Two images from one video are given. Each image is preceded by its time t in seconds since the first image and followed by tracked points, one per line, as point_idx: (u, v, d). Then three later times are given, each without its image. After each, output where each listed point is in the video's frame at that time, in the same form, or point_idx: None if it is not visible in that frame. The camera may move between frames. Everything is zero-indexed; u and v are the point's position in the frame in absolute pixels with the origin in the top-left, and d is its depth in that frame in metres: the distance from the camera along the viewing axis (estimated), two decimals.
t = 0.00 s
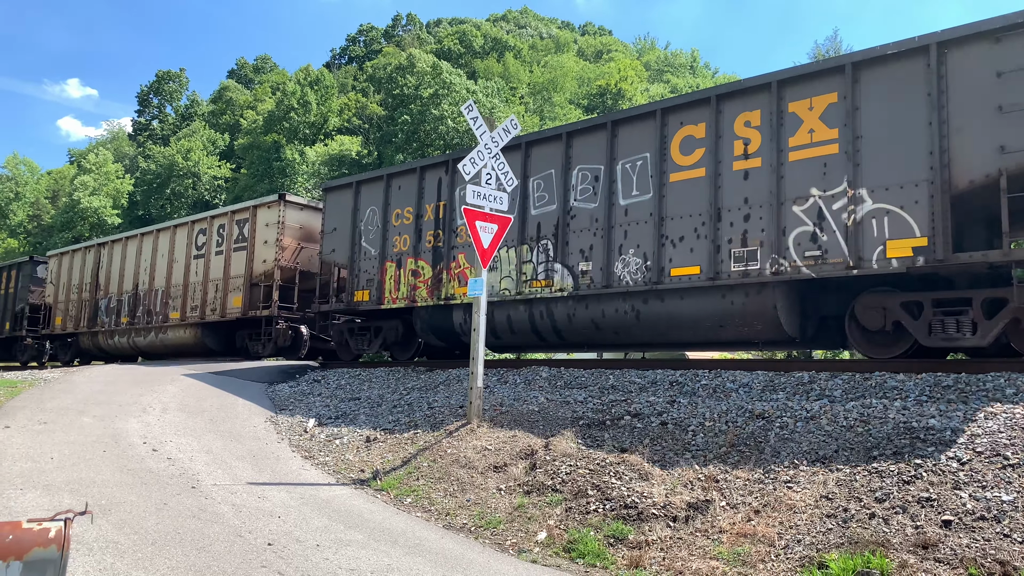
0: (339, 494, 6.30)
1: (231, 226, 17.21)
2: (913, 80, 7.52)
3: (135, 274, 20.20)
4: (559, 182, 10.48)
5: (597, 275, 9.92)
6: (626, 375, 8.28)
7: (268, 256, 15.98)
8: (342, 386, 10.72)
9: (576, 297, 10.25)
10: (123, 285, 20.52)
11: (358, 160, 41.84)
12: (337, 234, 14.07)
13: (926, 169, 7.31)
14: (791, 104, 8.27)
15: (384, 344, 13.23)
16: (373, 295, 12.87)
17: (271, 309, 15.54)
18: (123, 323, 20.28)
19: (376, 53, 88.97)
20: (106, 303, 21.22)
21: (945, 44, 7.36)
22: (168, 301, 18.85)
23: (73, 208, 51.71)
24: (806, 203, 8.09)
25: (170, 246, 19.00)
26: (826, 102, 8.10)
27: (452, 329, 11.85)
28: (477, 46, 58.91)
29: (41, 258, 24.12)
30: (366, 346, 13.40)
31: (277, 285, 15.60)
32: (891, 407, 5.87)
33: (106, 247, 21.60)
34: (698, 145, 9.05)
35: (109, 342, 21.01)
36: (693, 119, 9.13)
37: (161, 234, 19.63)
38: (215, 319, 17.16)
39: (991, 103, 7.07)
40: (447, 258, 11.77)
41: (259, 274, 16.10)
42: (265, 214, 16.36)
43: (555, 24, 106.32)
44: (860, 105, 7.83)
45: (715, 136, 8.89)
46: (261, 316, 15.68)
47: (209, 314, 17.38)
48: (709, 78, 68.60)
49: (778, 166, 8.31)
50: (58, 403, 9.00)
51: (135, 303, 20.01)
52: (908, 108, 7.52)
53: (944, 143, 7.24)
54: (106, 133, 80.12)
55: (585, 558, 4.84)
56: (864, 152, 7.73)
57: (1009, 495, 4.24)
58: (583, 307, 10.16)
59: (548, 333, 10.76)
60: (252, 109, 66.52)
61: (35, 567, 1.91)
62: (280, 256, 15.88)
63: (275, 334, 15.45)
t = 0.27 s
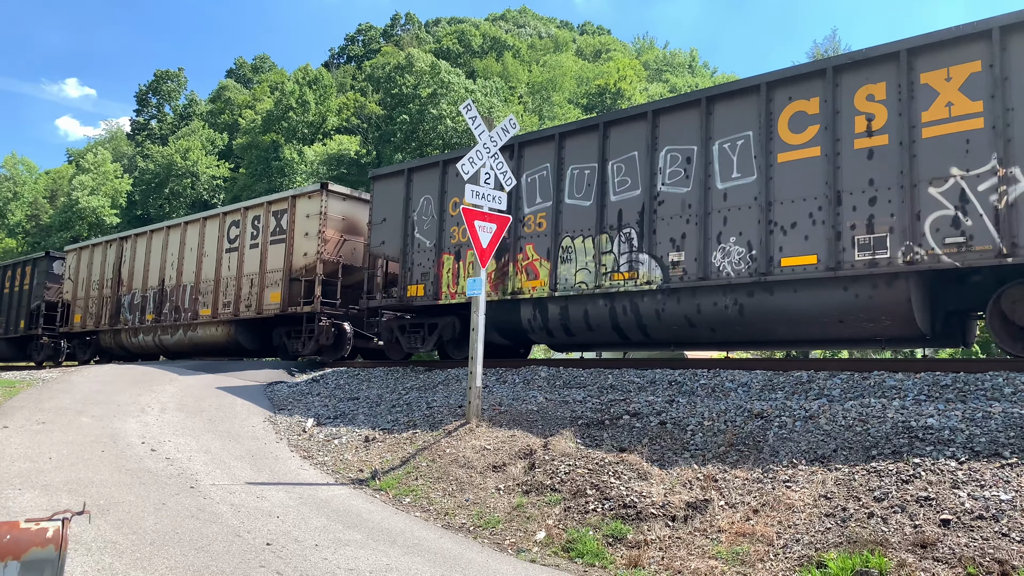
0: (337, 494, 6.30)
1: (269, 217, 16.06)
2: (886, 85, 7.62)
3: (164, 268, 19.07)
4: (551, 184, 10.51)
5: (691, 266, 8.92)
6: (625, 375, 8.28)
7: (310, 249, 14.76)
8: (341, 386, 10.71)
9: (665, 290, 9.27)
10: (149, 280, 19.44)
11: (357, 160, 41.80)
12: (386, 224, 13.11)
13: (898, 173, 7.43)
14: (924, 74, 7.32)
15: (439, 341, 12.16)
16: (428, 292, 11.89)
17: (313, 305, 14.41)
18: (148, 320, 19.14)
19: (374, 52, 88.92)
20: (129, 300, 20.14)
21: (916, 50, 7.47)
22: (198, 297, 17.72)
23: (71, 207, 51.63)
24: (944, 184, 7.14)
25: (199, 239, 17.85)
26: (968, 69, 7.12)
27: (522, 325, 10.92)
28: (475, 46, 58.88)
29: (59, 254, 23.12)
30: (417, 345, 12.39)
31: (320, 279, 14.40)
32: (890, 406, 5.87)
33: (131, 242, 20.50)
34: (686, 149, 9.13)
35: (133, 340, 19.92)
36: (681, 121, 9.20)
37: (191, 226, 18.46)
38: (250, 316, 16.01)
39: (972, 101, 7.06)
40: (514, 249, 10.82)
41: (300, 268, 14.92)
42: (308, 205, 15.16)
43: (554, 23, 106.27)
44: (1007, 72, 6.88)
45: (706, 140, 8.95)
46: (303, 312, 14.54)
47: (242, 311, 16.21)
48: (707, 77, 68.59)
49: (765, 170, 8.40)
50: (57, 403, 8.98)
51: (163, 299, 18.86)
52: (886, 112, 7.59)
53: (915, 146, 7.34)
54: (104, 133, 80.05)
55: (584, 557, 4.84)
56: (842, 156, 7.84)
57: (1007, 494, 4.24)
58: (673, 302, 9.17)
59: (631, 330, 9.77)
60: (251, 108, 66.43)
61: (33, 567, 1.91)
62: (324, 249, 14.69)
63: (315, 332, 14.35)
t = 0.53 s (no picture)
0: (335, 494, 6.29)
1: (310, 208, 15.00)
2: (872, 85, 7.65)
3: (191, 262, 17.97)
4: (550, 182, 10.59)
5: (804, 255, 8.00)
6: (622, 374, 8.28)
7: (358, 241, 13.80)
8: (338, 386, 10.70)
9: (773, 282, 8.34)
10: (176, 275, 18.36)
11: (355, 159, 41.75)
12: (443, 214, 12.25)
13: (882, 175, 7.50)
14: None
15: (502, 339, 11.39)
16: (492, 285, 11.13)
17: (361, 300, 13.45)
18: (174, 318, 18.09)
19: (372, 52, 88.85)
20: (154, 297, 19.15)
21: (902, 51, 7.48)
22: (231, 292, 16.61)
23: (68, 206, 51.53)
24: None
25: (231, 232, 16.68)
26: None
27: (601, 321, 9.97)
28: (474, 45, 58.85)
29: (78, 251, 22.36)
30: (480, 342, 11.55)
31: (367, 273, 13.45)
32: (887, 406, 5.88)
33: (156, 237, 19.38)
34: (678, 148, 9.23)
35: (161, 339, 18.95)
36: (673, 120, 9.31)
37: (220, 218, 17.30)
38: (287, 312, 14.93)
39: (962, 101, 7.03)
40: (590, 238, 9.97)
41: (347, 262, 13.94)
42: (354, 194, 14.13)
43: (552, 23, 106.24)
44: None
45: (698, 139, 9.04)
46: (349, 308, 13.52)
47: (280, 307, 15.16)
48: (705, 77, 68.62)
49: (753, 170, 8.48)
50: (54, 402, 8.97)
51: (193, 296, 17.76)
52: (877, 112, 7.59)
53: (901, 148, 7.39)
54: (101, 132, 79.90)
55: (582, 557, 4.84)
56: (829, 156, 7.90)
57: (1004, 493, 4.25)
58: (784, 294, 8.23)
59: (730, 326, 8.81)
60: (248, 107, 66.35)
61: (29, 566, 1.90)
62: (370, 241, 13.72)
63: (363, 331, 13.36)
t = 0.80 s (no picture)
0: (331, 493, 6.28)
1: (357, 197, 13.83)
2: (858, 88, 8.13)
3: (218, 254, 16.76)
4: (560, 177, 10.86)
5: (943, 241, 7.43)
6: (619, 374, 8.29)
7: (409, 231, 12.69)
8: (335, 385, 10.69)
9: (905, 272, 7.73)
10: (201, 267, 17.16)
11: (352, 158, 41.67)
12: (510, 202, 11.52)
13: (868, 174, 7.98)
14: None
15: (572, 337, 10.71)
16: (565, 278, 10.56)
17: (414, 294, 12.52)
18: (202, 314, 16.94)
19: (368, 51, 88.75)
20: (178, 292, 17.91)
21: (887, 55, 7.95)
22: (265, 287, 15.41)
23: (63, 205, 51.33)
24: None
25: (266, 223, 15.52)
26: None
27: (693, 315, 9.36)
28: (470, 45, 58.85)
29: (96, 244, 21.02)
30: (547, 341, 10.89)
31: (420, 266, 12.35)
32: (883, 405, 5.90)
33: (181, 229, 18.08)
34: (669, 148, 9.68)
35: (187, 336, 17.72)
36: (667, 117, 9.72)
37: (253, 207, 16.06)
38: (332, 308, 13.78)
39: (945, 102, 7.52)
40: (681, 225, 9.39)
41: (397, 254, 12.86)
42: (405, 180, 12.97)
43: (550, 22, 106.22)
44: None
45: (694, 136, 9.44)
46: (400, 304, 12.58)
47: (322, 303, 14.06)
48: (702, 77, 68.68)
49: (744, 169, 8.93)
50: (49, 401, 8.93)
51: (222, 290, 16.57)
52: (861, 113, 8.09)
53: (887, 149, 7.85)
54: (97, 131, 79.65)
55: (578, 556, 4.84)
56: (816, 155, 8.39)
57: (999, 492, 4.27)
58: (918, 285, 7.62)
59: (852, 322, 8.19)
60: (244, 106, 66.21)
61: (24, 566, 1.89)
62: (423, 231, 12.58)
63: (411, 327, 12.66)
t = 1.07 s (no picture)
0: (328, 493, 6.27)
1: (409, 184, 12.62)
2: (845, 90, 7.92)
3: (252, 245, 15.53)
4: (612, 165, 9.95)
5: None
6: (616, 373, 8.29)
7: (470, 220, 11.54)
8: (332, 384, 10.67)
9: None
10: (234, 259, 15.94)
11: (349, 157, 41.62)
12: (582, 187, 10.36)
13: (855, 178, 7.76)
14: None
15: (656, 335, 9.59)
16: (652, 270, 9.33)
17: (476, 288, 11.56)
18: (234, 310, 15.74)
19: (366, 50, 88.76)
20: (207, 287, 16.73)
21: (874, 57, 7.73)
22: (307, 280, 14.14)
23: (60, 203, 51.21)
24: None
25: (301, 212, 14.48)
26: None
27: (809, 313, 8.22)
28: (468, 44, 58.86)
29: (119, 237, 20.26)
30: (627, 339, 9.70)
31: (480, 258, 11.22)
32: (880, 405, 5.91)
33: (212, 220, 16.89)
34: (652, 153, 9.57)
35: (218, 333, 16.59)
36: (648, 123, 9.64)
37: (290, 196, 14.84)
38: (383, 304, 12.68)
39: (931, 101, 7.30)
40: (793, 211, 8.15)
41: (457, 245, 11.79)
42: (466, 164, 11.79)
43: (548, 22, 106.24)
44: None
45: (693, 139, 9.18)
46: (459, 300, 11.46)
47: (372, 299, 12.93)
48: (699, 77, 68.73)
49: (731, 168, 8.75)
50: (45, 400, 8.91)
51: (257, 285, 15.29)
52: (847, 115, 7.88)
53: (873, 151, 7.65)
54: (93, 129, 79.49)
55: (575, 556, 4.84)
56: (803, 154, 8.19)
57: (996, 492, 4.28)
58: None
59: (1000, 318, 7.03)
60: (241, 105, 66.15)
61: (20, 566, 1.89)
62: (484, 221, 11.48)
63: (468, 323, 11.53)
